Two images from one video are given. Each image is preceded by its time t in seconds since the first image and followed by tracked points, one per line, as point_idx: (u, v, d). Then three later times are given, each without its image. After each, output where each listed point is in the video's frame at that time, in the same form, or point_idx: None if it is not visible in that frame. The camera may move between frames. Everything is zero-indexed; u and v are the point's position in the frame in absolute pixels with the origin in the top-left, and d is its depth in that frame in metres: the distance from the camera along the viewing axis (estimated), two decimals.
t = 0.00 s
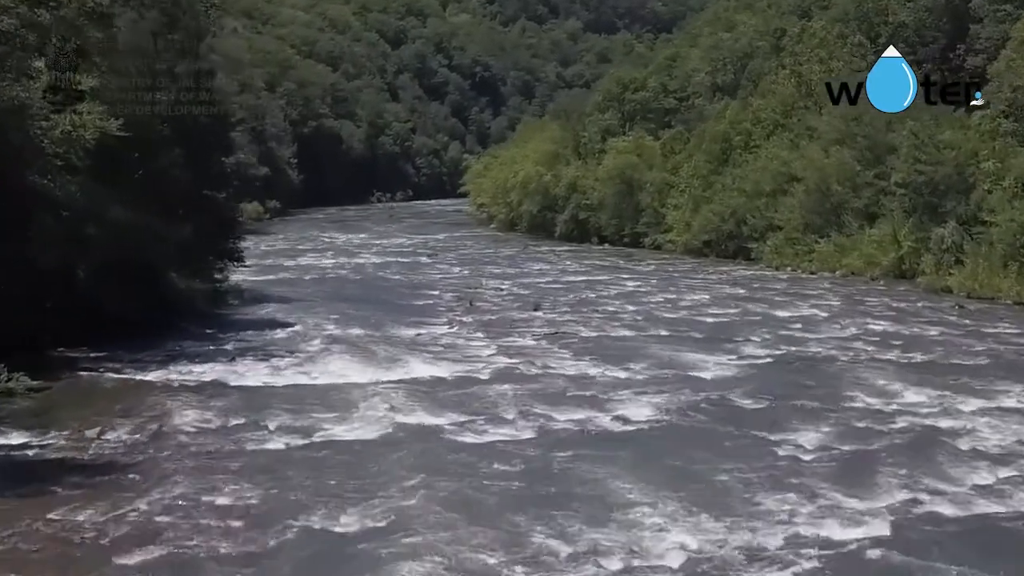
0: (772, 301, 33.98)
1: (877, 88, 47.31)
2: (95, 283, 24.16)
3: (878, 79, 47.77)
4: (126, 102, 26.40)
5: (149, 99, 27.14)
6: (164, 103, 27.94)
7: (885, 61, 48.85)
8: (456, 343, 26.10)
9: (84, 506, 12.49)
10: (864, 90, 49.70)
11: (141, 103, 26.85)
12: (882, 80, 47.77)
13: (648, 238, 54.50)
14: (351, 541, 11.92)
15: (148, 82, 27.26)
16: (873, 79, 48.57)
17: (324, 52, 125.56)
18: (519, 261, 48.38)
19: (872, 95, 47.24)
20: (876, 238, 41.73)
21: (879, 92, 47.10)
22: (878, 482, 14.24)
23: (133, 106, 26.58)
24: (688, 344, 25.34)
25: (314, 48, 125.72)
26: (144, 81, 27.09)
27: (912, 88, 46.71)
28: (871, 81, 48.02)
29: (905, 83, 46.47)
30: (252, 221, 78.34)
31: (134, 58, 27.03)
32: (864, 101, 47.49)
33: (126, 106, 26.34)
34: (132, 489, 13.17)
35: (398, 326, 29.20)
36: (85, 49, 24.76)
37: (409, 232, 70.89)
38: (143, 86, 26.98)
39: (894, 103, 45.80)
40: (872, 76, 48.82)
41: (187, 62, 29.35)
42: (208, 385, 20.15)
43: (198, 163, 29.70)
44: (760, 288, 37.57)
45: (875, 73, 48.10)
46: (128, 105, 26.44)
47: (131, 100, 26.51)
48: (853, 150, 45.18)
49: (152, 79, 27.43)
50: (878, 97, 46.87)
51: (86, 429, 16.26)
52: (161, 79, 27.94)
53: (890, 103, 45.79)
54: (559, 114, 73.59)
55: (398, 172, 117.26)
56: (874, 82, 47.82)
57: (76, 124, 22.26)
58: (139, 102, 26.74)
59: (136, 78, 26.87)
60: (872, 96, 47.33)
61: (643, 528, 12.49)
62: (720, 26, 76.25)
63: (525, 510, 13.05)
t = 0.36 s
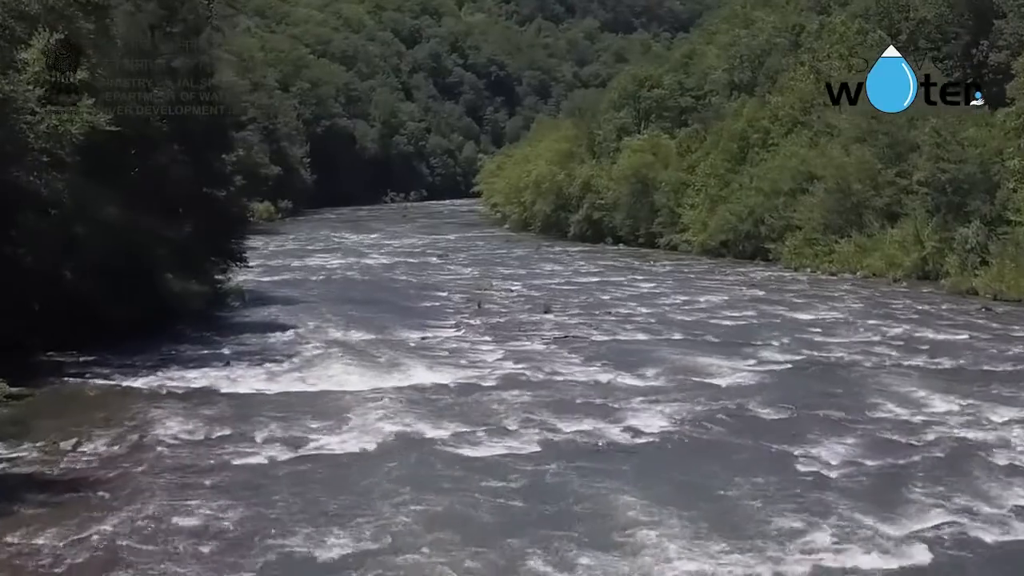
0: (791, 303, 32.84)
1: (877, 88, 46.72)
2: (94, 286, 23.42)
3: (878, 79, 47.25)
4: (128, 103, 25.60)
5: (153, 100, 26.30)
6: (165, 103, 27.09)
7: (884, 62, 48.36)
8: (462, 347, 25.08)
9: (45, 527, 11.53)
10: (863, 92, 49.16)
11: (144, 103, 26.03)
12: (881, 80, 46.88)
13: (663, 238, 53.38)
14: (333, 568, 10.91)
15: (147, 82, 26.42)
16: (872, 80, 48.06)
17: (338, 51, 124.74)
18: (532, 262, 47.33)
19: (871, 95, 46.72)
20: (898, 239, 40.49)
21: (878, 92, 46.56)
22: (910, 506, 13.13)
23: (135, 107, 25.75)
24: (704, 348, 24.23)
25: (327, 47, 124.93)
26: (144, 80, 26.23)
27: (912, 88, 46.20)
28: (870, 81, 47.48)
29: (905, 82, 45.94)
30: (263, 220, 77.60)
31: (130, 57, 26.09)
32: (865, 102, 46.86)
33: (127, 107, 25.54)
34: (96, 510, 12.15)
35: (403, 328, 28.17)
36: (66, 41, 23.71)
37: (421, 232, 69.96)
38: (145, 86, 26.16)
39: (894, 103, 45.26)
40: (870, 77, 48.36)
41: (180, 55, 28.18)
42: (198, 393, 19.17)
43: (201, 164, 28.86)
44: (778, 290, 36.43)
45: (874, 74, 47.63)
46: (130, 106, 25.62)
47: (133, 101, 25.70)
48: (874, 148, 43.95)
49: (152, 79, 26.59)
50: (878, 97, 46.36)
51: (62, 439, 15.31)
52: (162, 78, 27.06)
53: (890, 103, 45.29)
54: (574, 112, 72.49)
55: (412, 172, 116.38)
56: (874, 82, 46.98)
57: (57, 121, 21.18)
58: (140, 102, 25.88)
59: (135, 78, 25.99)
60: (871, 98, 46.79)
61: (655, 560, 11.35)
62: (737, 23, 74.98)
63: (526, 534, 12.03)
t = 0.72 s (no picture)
0: (809, 305, 31.76)
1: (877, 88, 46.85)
2: (84, 289, 22.64)
3: (878, 78, 47.43)
4: (128, 103, 24.98)
5: (152, 100, 25.75)
6: (162, 104, 26.49)
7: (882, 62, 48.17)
8: (466, 351, 24.09)
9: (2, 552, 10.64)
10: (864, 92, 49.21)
11: (145, 103, 25.49)
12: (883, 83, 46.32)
13: (677, 238, 52.32)
14: None
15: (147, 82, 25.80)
16: (871, 81, 47.93)
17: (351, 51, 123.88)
18: (542, 263, 46.34)
19: (873, 95, 46.91)
20: (918, 239, 39.31)
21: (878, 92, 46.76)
22: (941, 529, 12.08)
23: (136, 107, 25.15)
24: (719, 354, 23.17)
25: (340, 46, 124.18)
26: (142, 80, 25.59)
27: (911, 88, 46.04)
28: (870, 80, 47.65)
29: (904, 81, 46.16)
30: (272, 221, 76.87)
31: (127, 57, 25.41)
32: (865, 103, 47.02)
33: (126, 108, 24.92)
34: (61, 532, 11.25)
35: (407, 331, 27.20)
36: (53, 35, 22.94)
37: (432, 232, 69.05)
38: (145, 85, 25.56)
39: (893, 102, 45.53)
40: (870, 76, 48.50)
41: (171, 53, 27.55)
42: (186, 402, 18.25)
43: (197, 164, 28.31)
44: (795, 292, 35.35)
45: (873, 74, 47.81)
46: (130, 106, 25.01)
47: (133, 101, 25.09)
48: (893, 146, 42.81)
49: (150, 78, 25.97)
50: (878, 97, 46.53)
51: (36, 451, 14.44)
52: (160, 76, 26.50)
53: (889, 102, 45.60)
54: (587, 111, 71.47)
55: (425, 172, 115.52)
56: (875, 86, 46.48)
57: (46, 113, 20.05)
58: (140, 102, 25.29)
59: (132, 78, 25.27)
60: (873, 98, 46.90)
61: None
62: (753, 20, 73.81)
63: (523, 561, 11.05)
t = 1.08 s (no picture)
0: (829, 308, 30.59)
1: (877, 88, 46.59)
2: (69, 289, 21.66)
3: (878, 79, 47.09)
4: (128, 103, 24.52)
5: (155, 100, 25.39)
6: (162, 104, 26.03)
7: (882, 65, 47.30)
8: (471, 358, 23.02)
9: None
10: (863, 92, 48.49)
11: (149, 104, 25.16)
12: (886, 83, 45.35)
13: (693, 239, 51.14)
14: None
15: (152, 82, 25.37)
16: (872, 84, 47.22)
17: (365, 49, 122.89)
18: (554, 264, 45.29)
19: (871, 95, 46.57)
20: (941, 239, 38.02)
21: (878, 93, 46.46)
22: (978, 561, 10.95)
23: (136, 107, 24.72)
24: (736, 361, 22.05)
25: (353, 45, 123.38)
26: (139, 80, 25.01)
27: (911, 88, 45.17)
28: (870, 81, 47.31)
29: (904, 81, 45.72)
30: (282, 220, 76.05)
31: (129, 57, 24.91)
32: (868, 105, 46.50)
33: (126, 108, 24.46)
34: (12, 561, 10.31)
35: (410, 335, 26.15)
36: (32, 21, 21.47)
37: (444, 232, 68.07)
38: (146, 85, 25.08)
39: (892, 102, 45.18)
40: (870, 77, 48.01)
41: (165, 44, 26.84)
42: (170, 412, 17.24)
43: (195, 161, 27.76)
44: (815, 294, 34.17)
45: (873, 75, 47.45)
46: (130, 107, 24.58)
47: (132, 101, 24.63)
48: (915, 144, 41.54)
49: (150, 79, 25.32)
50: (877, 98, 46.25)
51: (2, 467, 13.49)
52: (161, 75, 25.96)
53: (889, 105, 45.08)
54: (602, 109, 70.32)
55: (438, 171, 114.57)
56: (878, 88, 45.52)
57: (30, 107, 18.79)
58: (143, 103, 24.89)
59: (128, 78, 24.70)
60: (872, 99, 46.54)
61: None
62: (771, 17, 72.48)
63: None
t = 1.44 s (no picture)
0: (847, 312, 29.40)
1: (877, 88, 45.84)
2: (49, 289, 20.95)
3: (879, 78, 46.38)
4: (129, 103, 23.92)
5: (155, 99, 24.86)
6: (163, 105, 25.44)
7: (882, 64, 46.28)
8: (471, 364, 21.94)
9: None
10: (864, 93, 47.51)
11: (149, 103, 24.60)
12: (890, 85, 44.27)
13: (706, 239, 49.95)
14: None
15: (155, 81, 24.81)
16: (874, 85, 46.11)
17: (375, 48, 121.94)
18: (563, 265, 44.23)
19: (873, 95, 45.86)
20: (962, 240, 36.77)
21: (879, 93, 45.71)
22: None
23: (137, 107, 24.11)
24: (751, 370, 20.92)
25: (364, 44, 122.51)
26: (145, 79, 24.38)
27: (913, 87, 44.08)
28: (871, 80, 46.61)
29: (905, 80, 45.00)
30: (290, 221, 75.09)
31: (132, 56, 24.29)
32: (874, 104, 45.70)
33: (128, 108, 23.84)
34: None
35: (410, 340, 25.07)
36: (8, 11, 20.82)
37: (453, 232, 67.08)
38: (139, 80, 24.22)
39: (894, 103, 44.56)
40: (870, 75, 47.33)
41: (167, 36, 26.05)
42: (146, 425, 16.20)
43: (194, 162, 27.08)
44: (832, 297, 32.97)
45: (873, 74, 46.77)
46: (132, 107, 23.97)
47: (134, 100, 24.01)
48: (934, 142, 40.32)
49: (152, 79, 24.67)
50: (878, 99, 45.53)
51: None
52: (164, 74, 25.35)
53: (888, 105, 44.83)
54: (613, 108, 69.18)
55: (449, 171, 113.57)
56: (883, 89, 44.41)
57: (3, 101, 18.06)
58: (144, 102, 24.33)
59: (133, 78, 24.06)
60: (874, 100, 45.77)
61: None
62: (785, 14, 71.23)
63: None
